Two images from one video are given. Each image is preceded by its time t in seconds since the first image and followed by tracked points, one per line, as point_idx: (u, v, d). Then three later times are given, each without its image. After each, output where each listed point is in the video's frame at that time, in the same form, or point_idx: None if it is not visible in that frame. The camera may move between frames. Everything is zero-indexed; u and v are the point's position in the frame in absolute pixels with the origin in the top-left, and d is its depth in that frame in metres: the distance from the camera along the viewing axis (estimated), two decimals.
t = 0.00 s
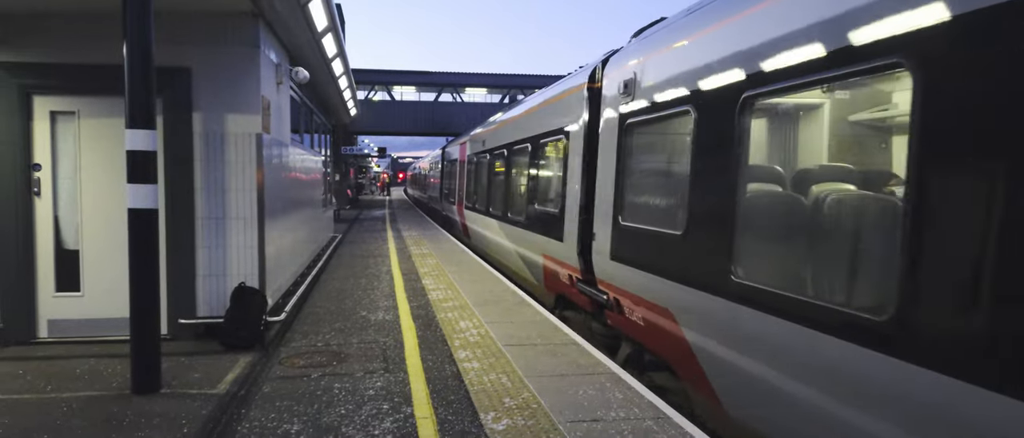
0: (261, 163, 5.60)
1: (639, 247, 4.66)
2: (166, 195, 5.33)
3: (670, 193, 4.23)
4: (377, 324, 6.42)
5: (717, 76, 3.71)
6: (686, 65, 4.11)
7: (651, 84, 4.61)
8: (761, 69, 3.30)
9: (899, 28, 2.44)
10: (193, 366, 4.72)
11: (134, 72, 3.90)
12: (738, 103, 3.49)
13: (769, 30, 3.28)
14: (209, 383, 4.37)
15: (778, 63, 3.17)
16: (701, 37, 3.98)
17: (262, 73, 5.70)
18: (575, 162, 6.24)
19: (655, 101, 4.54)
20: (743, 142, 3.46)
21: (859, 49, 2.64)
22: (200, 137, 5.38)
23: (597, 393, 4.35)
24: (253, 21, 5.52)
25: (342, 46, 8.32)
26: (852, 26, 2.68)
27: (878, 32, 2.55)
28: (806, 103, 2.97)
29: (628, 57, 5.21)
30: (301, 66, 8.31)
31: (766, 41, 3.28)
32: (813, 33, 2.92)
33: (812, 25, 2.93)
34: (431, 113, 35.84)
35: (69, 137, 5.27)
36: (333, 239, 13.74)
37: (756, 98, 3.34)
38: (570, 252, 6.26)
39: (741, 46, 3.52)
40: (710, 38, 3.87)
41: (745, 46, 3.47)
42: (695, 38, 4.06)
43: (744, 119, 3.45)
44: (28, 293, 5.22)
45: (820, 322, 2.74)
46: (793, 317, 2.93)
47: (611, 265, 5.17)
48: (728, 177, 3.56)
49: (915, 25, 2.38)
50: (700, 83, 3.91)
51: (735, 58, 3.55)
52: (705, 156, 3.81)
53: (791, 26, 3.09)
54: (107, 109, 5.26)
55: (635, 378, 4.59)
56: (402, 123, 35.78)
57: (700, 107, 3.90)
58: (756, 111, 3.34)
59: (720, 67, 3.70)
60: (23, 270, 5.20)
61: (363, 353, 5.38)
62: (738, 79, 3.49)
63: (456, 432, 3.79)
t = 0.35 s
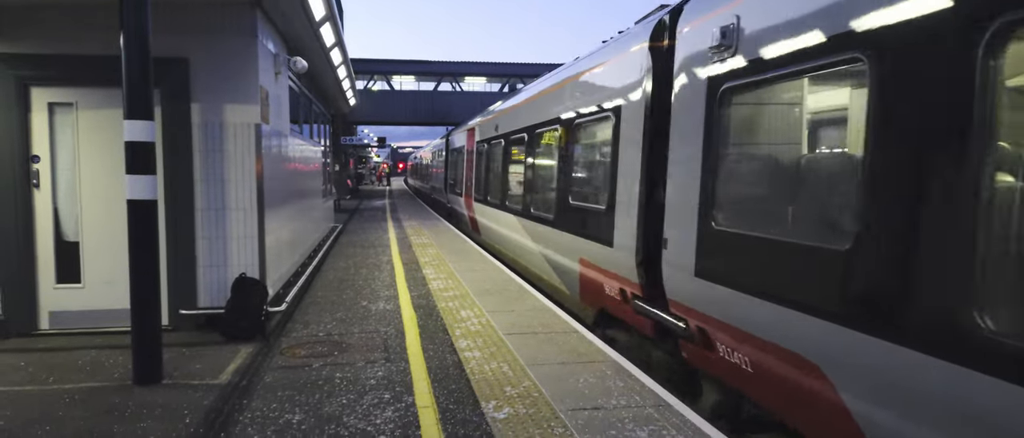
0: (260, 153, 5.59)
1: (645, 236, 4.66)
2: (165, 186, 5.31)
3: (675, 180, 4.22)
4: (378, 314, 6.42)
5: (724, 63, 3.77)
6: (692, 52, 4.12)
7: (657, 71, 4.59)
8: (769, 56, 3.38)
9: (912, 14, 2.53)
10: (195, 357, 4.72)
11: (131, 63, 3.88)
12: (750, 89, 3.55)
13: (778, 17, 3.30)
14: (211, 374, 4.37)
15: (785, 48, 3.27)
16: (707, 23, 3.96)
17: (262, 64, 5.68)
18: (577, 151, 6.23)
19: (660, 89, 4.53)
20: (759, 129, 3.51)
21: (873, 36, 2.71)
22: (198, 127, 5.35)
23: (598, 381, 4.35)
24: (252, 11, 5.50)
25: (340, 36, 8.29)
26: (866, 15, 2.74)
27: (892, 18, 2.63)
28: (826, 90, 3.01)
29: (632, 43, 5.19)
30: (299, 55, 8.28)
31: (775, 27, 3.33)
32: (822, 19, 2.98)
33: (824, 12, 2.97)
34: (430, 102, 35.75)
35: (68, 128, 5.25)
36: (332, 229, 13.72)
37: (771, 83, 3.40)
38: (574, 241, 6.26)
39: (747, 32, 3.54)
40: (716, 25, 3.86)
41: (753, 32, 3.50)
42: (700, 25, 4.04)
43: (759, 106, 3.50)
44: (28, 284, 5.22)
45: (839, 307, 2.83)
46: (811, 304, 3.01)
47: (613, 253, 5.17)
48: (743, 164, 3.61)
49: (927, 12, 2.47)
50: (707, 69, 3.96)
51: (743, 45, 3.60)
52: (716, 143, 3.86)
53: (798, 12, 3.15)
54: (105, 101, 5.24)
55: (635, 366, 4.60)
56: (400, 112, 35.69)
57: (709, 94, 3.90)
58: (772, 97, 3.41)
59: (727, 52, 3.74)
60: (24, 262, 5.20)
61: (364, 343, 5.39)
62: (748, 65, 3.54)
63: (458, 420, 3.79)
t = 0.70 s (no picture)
0: (262, 145, 5.57)
1: (647, 231, 4.65)
2: (166, 176, 5.31)
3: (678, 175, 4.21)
4: (379, 307, 6.42)
5: (724, 59, 3.71)
6: (694, 47, 4.07)
7: (659, 64, 4.56)
8: (771, 52, 3.29)
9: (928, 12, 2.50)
10: (195, 348, 4.72)
11: (133, 54, 3.86)
12: (750, 87, 3.48)
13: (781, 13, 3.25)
14: (212, 365, 4.37)
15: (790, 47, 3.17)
16: (710, 16, 3.93)
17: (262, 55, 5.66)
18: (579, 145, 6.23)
19: (661, 82, 4.52)
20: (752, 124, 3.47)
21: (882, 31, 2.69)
22: (199, 118, 5.33)
23: (598, 375, 4.35)
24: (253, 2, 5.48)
25: (342, 28, 8.27)
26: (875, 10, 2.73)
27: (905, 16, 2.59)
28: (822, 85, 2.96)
29: (635, 36, 5.16)
30: (301, 47, 8.27)
31: (777, 23, 3.27)
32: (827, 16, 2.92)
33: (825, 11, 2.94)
34: (431, 95, 35.71)
35: (69, 119, 5.25)
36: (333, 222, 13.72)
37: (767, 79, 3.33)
38: (575, 235, 6.25)
39: (749, 28, 3.50)
40: (719, 18, 3.82)
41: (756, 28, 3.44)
42: (703, 19, 4.02)
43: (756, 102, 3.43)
44: (29, 275, 5.22)
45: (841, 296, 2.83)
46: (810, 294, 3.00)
47: (615, 247, 5.18)
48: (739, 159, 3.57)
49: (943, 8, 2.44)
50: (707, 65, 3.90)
51: (745, 41, 3.54)
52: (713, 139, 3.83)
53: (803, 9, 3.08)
54: (107, 91, 5.23)
55: (636, 360, 4.60)
56: (402, 105, 35.65)
57: (708, 88, 3.88)
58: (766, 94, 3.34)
59: (728, 48, 3.68)
60: (24, 253, 5.19)
61: (365, 335, 5.39)
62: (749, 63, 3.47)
63: (457, 413, 3.79)
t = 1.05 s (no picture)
0: (261, 143, 5.56)
1: (647, 230, 4.63)
2: (165, 174, 5.29)
3: (677, 174, 4.19)
4: (379, 306, 6.41)
5: (723, 58, 3.68)
6: (693, 45, 4.05)
7: (658, 64, 4.54)
8: (770, 49, 3.26)
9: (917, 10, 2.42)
10: (194, 347, 4.71)
11: (132, 53, 3.85)
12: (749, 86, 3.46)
13: (777, 10, 3.22)
14: (211, 364, 4.36)
15: (790, 45, 3.11)
16: (708, 15, 3.91)
17: (262, 54, 5.64)
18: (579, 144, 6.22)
19: (660, 81, 4.51)
20: (755, 124, 3.45)
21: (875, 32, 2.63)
22: (199, 117, 5.32)
23: (599, 374, 4.34)
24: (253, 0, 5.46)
25: (342, 27, 8.26)
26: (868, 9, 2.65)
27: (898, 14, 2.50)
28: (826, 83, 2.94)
29: (634, 36, 5.14)
30: (301, 46, 8.26)
31: (774, 21, 3.24)
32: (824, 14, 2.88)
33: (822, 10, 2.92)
34: (431, 95, 35.71)
35: (68, 118, 5.23)
36: (334, 221, 13.74)
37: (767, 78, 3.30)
38: (575, 234, 6.24)
39: (746, 27, 3.49)
40: (717, 16, 3.80)
41: (754, 26, 3.41)
42: (701, 18, 4.00)
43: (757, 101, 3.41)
44: (28, 274, 5.20)
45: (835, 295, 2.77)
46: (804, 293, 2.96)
47: (615, 247, 5.17)
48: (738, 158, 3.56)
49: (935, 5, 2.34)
50: (706, 63, 3.88)
51: (743, 39, 3.51)
52: (711, 138, 3.80)
53: (800, 6, 3.05)
54: (106, 90, 5.22)
55: (636, 359, 4.59)
56: (402, 104, 35.65)
57: (706, 87, 3.87)
58: (771, 93, 3.31)
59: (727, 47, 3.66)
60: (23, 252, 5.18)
61: (364, 334, 5.38)
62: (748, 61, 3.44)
63: (457, 413, 3.78)
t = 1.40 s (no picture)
0: (257, 144, 5.55)
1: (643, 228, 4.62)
2: (160, 175, 5.27)
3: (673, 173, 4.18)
4: (375, 306, 6.40)
5: (718, 57, 3.68)
6: (688, 45, 4.05)
7: (653, 65, 4.55)
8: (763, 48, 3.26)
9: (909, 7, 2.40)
10: (189, 349, 4.69)
11: (127, 53, 3.84)
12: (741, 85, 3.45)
13: (772, 9, 3.22)
14: (206, 366, 4.35)
15: (781, 43, 3.11)
16: (703, 15, 3.91)
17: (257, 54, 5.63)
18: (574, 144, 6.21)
19: (655, 81, 4.51)
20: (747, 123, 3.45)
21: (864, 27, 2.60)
22: (194, 118, 5.31)
23: (596, 374, 4.34)
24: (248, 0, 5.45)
25: (338, 27, 8.26)
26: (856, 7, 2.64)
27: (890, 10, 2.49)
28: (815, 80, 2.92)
29: (629, 35, 5.14)
30: (297, 47, 8.25)
31: (768, 20, 3.24)
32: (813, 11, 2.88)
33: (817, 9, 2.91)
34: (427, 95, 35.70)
35: (62, 118, 5.21)
36: (330, 222, 13.72)
37: (759, 78, 3.30)
38: (570, 233, 6.24)
39: (741, 27, 3.48)
40: (712, 16, 3.80)
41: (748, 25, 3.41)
42: (696, 18, 4.00)
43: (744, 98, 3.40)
44: (23, 275, 5.18)
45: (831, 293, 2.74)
46: (798, 291, 2.94)
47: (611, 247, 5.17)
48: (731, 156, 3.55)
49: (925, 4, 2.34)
50: (701, 63, 3.88)
51: (737, 39, 3.51)
52: (704, 138, 3.80)
53: (792, 6, 3.05)
54: (100, 91, 5.20)
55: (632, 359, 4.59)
56: (398, 104, 35.63)
57: (701, 87, 3.87)
58: (760, 94, 3.31)
59: (721, 46, 3.66)
60: (17, 253, 5.16)
61: (361, 335, 5.36)
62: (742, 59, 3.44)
63: (454, 413, 3.77)
